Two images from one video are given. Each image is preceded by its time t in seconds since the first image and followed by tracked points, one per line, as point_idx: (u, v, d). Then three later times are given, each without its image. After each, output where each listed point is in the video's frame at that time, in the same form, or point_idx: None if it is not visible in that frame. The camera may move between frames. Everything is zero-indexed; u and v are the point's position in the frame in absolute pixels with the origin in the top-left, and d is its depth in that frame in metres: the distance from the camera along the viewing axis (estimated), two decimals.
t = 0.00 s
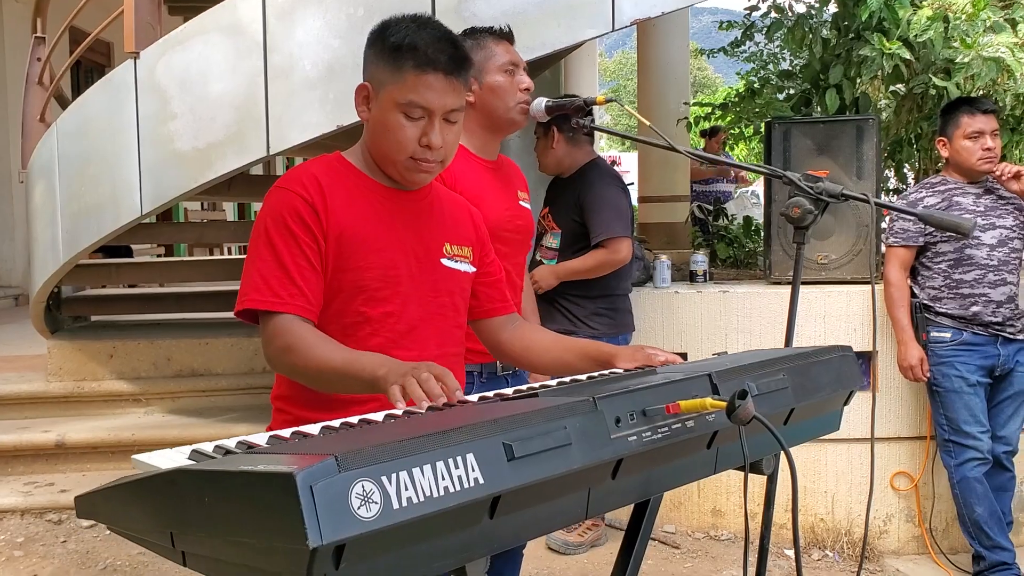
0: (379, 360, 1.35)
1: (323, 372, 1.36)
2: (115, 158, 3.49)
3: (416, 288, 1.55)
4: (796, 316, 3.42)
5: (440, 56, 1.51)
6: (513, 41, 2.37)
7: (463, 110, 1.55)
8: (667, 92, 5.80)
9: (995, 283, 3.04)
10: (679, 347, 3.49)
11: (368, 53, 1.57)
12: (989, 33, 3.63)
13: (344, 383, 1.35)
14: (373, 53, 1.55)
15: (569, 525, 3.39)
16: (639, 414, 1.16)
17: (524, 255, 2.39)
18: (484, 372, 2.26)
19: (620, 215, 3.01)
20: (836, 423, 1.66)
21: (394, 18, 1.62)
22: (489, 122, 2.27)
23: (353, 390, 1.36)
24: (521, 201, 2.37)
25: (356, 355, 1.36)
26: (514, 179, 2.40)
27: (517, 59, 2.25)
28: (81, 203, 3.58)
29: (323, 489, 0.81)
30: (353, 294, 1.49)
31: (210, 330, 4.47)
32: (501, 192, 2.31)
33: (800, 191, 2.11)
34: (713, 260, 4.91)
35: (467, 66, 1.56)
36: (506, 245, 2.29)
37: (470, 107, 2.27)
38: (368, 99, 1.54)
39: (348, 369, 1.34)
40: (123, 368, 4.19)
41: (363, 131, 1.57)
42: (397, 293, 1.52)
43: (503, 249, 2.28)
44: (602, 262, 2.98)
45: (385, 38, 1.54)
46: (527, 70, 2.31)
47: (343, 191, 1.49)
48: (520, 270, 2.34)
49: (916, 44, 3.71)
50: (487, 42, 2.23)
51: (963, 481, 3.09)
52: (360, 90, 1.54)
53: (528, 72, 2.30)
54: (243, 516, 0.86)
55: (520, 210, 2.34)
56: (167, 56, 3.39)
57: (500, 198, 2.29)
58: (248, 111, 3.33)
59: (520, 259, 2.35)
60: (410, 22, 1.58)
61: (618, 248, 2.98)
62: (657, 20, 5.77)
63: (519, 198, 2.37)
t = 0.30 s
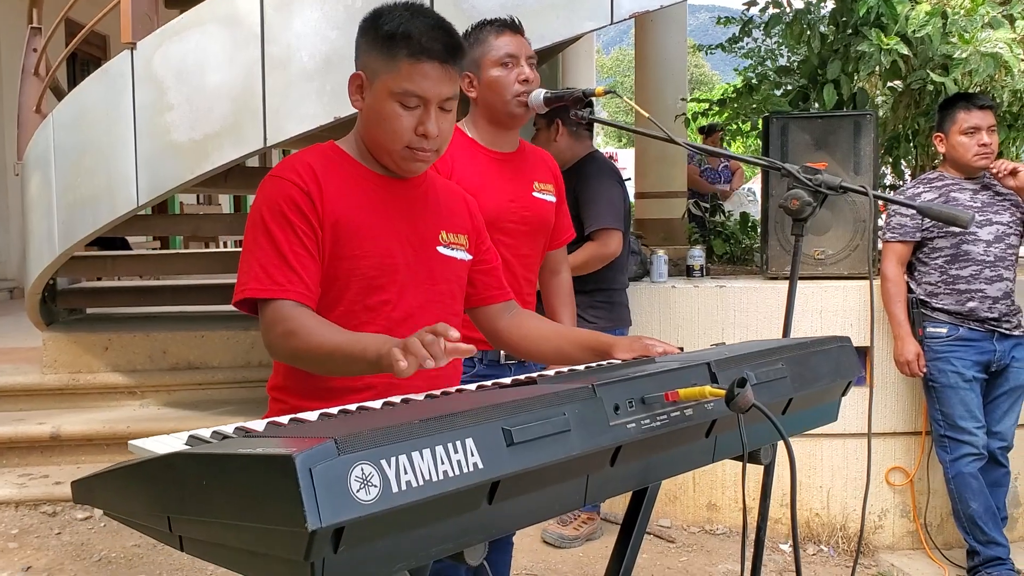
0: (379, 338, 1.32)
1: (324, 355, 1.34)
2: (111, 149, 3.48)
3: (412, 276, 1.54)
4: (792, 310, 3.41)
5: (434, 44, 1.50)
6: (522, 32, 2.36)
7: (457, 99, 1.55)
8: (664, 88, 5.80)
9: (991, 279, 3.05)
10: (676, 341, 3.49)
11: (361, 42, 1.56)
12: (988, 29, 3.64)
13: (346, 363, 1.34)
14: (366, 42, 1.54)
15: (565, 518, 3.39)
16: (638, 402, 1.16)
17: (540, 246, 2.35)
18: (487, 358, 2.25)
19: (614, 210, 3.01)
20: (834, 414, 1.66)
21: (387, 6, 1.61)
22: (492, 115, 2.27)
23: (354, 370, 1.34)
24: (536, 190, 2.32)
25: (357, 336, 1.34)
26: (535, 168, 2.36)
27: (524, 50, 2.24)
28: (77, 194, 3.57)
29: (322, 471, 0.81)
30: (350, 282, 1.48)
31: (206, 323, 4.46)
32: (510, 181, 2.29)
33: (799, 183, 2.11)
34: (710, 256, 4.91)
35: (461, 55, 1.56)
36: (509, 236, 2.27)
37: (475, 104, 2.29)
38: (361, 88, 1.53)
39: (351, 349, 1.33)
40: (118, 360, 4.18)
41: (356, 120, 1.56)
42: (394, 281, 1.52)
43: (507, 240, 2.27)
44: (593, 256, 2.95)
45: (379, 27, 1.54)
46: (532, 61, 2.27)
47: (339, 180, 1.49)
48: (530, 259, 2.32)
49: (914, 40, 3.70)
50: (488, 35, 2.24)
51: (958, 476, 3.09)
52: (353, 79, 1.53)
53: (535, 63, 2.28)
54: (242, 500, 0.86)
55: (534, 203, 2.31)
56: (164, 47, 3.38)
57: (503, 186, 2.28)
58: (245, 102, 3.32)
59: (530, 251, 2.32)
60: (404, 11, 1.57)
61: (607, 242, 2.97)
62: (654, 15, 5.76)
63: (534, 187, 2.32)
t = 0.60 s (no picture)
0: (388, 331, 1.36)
1: (326, 348, 1.36)
2: (111, 144, 3.48)
3: (413, 273, 1.55)
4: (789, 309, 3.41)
5: (447, 48, 1.51)
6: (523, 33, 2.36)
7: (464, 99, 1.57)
8: (663, 87, 5.80)
9: (988, 281, 3.05)
10: (674, 340, 3.50)
11: (368, 43, 1.55)
12: (987, 31, 3.63)
13: (350, 355, 1.36)
14: (375, 44, 1.53)
15: (561, 517, 3.39)
16: (638, 402, 1.16)
17: (539, 250, 2.35)
18: (477, 355, 2.24)
19: (619, 208, 3.01)
20: (832, 415, 1.66)
21: (390, 6, 1.60)
22: (496, 118, 2.28)
23: (359, 362, 1.36)
24: (538, 192, 2.31)
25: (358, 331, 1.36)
26: (541, 169, 2.35)
27: (524, 48, 2.24)
28: (75, 189, 3.56)
29: (323, 469, 0.81)
30: (350, 279, 1.48)
31: (204, 319, 4.46)
32: (511, 181, 2.29)
33: (798, 184, 2.12)
34: (708, 256, 4.92)
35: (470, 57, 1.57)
36: (504, 234, 2.29)
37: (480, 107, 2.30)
38: (372, 92, 1.52)
39: (355, 341, 1.35)
40: (116, 355, 4.18)
41: (363, 123, 1.55)
42: (394, 279, 1.52)
43: (507, 237, 2.29)
44: (605, 256, 2.95)
45: (389, 29, 1.53)
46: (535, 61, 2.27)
47: (339, 177, 1.49)
48: (519, 257, 2.31)
49: (913, 41, 3.70)
50: (488, 38, 2.25)
51: (954, 477, 3.11)
52: (364, 82, 1.52)
53: (536, 61, 2.26)
54: (243, 498, 0.86)
55: (532, 204, 2.30)
56: (164, 42, 3.38)
57: (503, 183, 2.29)
58: (245, 98, 3.32)
59: (530, 250, 2.33)
60: (410, 13, 1.57)
61: (612, 238, 2.97)
62: (654, 14, 5.77)
63: (535, 188, 2.31)
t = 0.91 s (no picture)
0: (386, 339, 1.35)
1: (328, 357, 1.36)
2: (111, 142, 3.48)
3: (415, 275, 1.55)
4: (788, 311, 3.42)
5: (450, 50, 1.52)
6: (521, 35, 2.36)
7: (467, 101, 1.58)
8: (663, 87, 5.81)
9: (987, 284, 3.06)
10: (672, 341, 3.51)
11: (371, 44, 1.55)
12: (987, 35, 3.61)
13: (351, 364, 1.36)
14: (377, 45, 1.53)
15: (559, 517, 3.40)
16: (638, 404, 1.17)
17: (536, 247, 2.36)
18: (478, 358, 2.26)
19: (620, 208, 3.02)
20: (832, 418, 1.67)
21: (392, 8, 1.60)
22: (491, 117, 2.29)
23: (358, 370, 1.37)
24: (533, 192, 2.33)
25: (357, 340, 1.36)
26: (533, 170, 2.37)
27: (520, 51, 2.23)
28: (76, 186, 3.57)
29: (328, 470, 0.82)
30: (354, 281, 1.49)
31: (203, 317, 4.47)
32: (507, 181, 2.30)
33: (798, 187, 2.12)
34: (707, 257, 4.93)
35: (472, 59, 1.57)
36: (506, 234, 2.28)
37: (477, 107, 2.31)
38: (375, 93, 1.52)
39: (355, 351, 1.35)
40: (115, 352, 4.18)
41: (365, 124, 1.55)
42: (397, 280, 1.52)
43: (507, 239, 2.28)
44: (604, 258, 2.97)
45: (392, 30, 1.53)
46: (530, 62, 2.27)
47: (341, 180, 1.49)
48: (519, 257, 2.32)
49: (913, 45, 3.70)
50: (486, 38, 2.24)
51: (951, 480, 3.12)
52: (367, 83, 1.52)
53: (532, 63, 2.27)
54: (248, 497, 0.87)
55: (532, 204, 2.31)
56: (166, 41, 3.39)
57: (506, 186, 2.29)
58: (246, 97, 3.32)
59: (525, 249, 2.33)
60: (413, 14, 1.57)
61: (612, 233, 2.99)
62: (655, 16, 5.78)
63: (530, 189, 2.33)
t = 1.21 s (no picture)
0: (384, 356, 1.38)
1: (323, 364, 1.37)
2: (111, 141, 3.49)
3: (414, 276, 1.56)
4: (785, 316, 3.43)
5: (444, 52, 1.51)
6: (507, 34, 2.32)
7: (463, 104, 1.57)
8: (662, 90, 5.81)
9: (983, 289, 3.07)
10: (669, 344, 3.52)
11: (369, 45, 1.56)
12: (985, 41, 3.61)
13: (346, 376, 1.37)
14: (375, 46, 1.54)
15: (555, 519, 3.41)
16: (633, 408, 1.17)
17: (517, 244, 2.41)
18: (473, 363, 2.31)
19: (606, 211, 3.01)
20: (826, 422, 1.67)
21: (394, 10, 1.61)
22: (476, 115, 2.27)
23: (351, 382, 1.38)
24: (513, 190, 2.38)
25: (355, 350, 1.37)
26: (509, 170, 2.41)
27: (509, 52, 2.22)
28: (76, 185, 3.57)
29: (323, 473, 0.82)
30: (353, 283, 1.49)
31: (201, 316, 4.47)
32: (491, 181, 2.33)
33: (795, 192, 2.13)
34: (705, 260, 4.93)
35: (469, 62, 1.56)
36: (497, 235, 2.31)
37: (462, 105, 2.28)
38: (369, 93, 1.53)
39: (352, 364, 1.36)
40: (113, 351, 4.19)
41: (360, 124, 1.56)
42: (396, 282, 1.53)
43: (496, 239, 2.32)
44: (591, 263, 2.97)
45: (388, 32, 1.54)
46: (517, 63, 2.26)
47: (341, 182, 1.49)
48: (508, 258, 2.35)
49: (912, 49, 3.70)
50: (477, 35, 2.21)
51: (947, 484, 3.12)
52: (360, 82, 1.53)
53: (518, 65, 2.27)
54: (243, 500, 0.87)
55: (511, 202, 2.36)
56: (166, 40, 3.40)
57: (489, 187, 2.32)
58: (245, 97, 3.32)
59: (510, 248, 2.37)
60: (412, 16, 1.58)
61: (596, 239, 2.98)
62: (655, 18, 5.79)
63: (510, 188, 2.38)
